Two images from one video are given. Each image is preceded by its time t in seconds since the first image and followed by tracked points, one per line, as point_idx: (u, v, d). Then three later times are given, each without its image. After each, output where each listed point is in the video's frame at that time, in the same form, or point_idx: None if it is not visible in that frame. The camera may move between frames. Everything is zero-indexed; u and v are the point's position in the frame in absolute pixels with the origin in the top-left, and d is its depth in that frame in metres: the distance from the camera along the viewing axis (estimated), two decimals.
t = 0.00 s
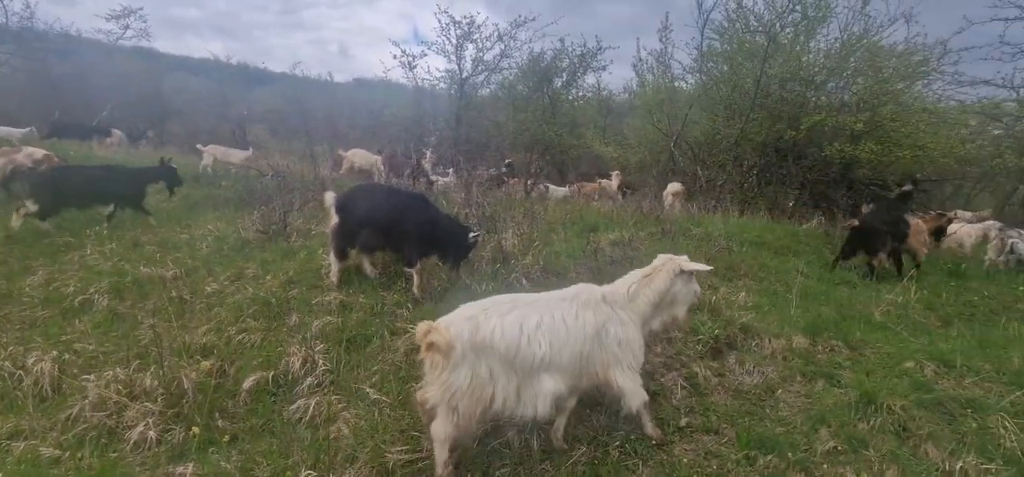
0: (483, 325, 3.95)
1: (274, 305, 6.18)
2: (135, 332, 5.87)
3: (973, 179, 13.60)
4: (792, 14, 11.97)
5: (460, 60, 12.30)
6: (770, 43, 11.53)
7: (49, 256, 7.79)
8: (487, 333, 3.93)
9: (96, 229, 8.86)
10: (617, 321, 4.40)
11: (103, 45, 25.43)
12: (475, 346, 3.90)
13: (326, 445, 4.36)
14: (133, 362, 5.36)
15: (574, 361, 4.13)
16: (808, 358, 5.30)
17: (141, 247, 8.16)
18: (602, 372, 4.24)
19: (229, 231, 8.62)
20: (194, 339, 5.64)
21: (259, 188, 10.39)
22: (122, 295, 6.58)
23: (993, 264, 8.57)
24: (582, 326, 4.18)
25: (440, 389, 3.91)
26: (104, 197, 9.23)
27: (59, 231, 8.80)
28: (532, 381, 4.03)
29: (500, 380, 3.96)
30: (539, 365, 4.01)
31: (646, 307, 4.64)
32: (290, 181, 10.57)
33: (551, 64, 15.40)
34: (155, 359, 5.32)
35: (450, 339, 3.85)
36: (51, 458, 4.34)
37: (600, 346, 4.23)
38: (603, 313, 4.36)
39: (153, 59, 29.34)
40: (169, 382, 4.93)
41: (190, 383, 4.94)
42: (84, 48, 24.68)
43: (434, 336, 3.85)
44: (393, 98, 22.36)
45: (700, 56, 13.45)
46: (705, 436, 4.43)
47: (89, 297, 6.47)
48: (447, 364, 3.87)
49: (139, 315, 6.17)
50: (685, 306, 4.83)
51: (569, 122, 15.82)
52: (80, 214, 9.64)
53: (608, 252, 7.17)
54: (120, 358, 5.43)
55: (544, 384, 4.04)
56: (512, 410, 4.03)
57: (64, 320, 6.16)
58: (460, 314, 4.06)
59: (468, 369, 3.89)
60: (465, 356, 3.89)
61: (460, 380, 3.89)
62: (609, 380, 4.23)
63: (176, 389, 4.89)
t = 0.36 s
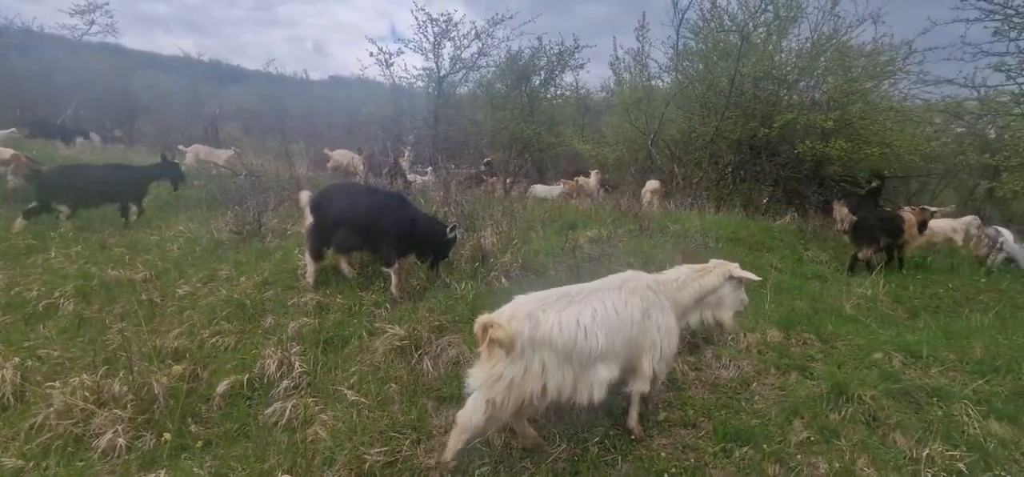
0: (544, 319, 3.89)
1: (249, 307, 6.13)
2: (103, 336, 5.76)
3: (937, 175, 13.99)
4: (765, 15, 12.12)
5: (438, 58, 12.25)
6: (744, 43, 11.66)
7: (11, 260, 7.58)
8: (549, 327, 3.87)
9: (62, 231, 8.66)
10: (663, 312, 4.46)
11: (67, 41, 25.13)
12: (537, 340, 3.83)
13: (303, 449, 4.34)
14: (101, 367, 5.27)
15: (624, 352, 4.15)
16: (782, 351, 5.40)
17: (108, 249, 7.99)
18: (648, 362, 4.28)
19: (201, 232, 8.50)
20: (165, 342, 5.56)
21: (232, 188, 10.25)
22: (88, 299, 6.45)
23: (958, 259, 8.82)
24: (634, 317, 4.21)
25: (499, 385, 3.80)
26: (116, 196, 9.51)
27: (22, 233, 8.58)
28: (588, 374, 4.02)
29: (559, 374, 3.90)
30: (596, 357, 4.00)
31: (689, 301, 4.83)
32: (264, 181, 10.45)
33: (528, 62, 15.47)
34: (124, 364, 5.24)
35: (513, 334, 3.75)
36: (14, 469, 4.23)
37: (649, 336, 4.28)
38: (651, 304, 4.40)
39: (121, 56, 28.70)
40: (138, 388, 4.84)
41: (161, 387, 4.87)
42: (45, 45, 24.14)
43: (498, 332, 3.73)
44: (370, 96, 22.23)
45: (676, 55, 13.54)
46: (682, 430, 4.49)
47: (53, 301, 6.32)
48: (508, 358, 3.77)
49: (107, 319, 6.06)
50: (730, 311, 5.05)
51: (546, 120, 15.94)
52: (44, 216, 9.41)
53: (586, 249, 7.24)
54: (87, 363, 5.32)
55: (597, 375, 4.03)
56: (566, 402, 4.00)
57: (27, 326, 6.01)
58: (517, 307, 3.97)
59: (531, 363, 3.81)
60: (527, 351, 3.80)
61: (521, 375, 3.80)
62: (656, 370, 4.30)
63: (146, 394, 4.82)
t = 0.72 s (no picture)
0: (592, 297, 4.15)
1: (226, 309, 6.07)
2: (73, 340, 5.65)
3: (909, 171, 14.27)
4: (741, 13, 12.23)
5: (418, 55, 12.18)
6: (721, 40, 11.72)
7: None
8: (597, 304, 4.13)
9: (31, 232, 8.48)
10: (700, 295, 4.70)
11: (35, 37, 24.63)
12: (586, 316, 4.09)
13: (281, 452, 4.31)
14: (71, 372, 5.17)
15: (660, 332, 4.39)
16: (760, 345, 5.47)
17: (78, 250, 7.84)
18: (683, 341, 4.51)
19: (175, 233, 8.39)
20: (137, 347, 5.49)
21: (207, 187, 10.12)
22: (57, 302, 6.33)
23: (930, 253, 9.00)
24: (670, 298, 4.44)
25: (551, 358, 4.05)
26: (121, 196, 9.59)
27: None
28: (631, 350, 4.27)
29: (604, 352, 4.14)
30: (639, 334, 4.26)
31: (718, 287, 4.78)
32: (239, 180, 10.33)
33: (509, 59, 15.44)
34: (95, 369, 5.14)
35: (564, 310, 4.01)
36: None
37: (687, 317, 4.52)
38: (688, 287, 4.64)
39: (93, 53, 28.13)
40: (108, 393, 4.76)
41: (133, 392, 4.80)
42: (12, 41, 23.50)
43: (552, 307, 4.00)
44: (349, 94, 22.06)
45: (655, 53, 13.59)
46: (662, 424, 4.53)
47: (20, 305, 6.19)
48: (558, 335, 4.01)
49: (75, 322, 5.95)
50: (751, 287, 4.99)
51: (525, 117, 15.93)
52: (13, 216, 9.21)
53: (567, 247, 7.24)
54: (56, 368, 5.22)
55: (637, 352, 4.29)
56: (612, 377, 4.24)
57: None
58: (567, 287, 4.24)
59: (582, 339, 4.03)
60: (579, 326, 4.05)
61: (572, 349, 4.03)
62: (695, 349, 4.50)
63: (118, 399, 4.75)
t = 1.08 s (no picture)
0: (633, 276, 4.43)
1: (204, 310, 6.00)
2: (44, 342, 5.55)
3: (884, 166, 14.50)
4: (721, 11, 12.33)
5: (399, 53, 12.13)
6: (702, 38, 11.81)
7: None
8: (638, 282, 4.42)
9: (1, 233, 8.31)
10: (731, 274, 4.98)
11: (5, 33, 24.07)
12: (628, 294, 4.36)
13: (261, 455, 4.27)
14: (43, 376, 5.06)
15: (702, 307, 4.67)
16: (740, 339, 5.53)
17: (50, 251, 7.71)
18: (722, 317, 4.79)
19: (151, 234, 8.28)
20: (112, 350, 5.42)
21: (184, 186, 9.99)
22: (27, 305, 6.22)
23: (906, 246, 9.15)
24: (706, 277, 4.75)
25: (596, 333, 4.32)
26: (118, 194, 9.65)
27: None
28: (671, 326, 4.53)
29: (648, 323, 4.42)
30: (679, 310, 4.53)
31: (743, 263, 5.22)
32: (216, 179, 10.21)
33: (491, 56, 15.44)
34: (68, 374, 5.05)
35: (608, 286, 4.31)
36: None
37: (721, 295, 4.79)
38: (719, 267, 4.93)
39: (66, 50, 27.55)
40: (81, 398, 4.68)
41: (107, 396, 4.72)
42: None
43: (596, 285, 4.29)
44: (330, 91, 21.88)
45: (637, 50, 13.63)
46: (646, 418, 4.56)
47: None
48: (604, 308, 4.30)
49: (47, 325, 5.85)
50: (764, 267, 5.43)
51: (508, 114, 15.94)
52: None
53: (549, 243, 7.26)
54: (26, 372, 5.11)
55: (682, 326, 4.55)
56: (654, 351, 4.50)
57: None
58: (608, 268, 4.54)
59: (626, 312, 4.32)
60: (620, 303, 4.32)
61: (613, 326, 4.30)
62: (729, 325, 4.79)
63: (91, 403, 4.67)
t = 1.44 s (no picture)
0: (675, 267, 4.61)
1: (186, 310, 5.94)
2: (21, 345, 5.47)
3: (867, 162, 14.65)
4: (705, 8, 12.38)
5: (384, 49, 12.06)
6: (687, 35, 11.86)
7: None
8: (678, 276, 4.59)
9: None
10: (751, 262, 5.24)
11: None
12: (669, 287, 4.53)
13: (246, 456, 4.26)
14: (20, 379, 4.99)
15: (730, 295, 4.92)
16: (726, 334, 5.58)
17: (26, 252, 7.59)
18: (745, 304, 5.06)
19: (131, 234, 8.18)
20: (92, 352, 5.36)
21: (165, 185, 9.89)
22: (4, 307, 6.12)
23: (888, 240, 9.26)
24: (733, 266, 4.99)
25: (641, 323, 4.48)
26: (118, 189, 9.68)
27: None
28: (706, 313, 4.75)
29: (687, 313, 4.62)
30: (713, 299, 4.74)
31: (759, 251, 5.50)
32: (198, 178, 10.11)
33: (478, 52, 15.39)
34: (47, 377, 4.98)
35: (653, 279, 4.46)
36: None
37: (746, 284, 5.05)
38: (742, 256, 5.18)
39: (42, 46, 27.06)
40: (59, 402, 4.61)
41: (87, 399, 4.67)
42: None
43: (643, 280, 4.42)
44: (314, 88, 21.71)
45: (622, 46, 13.65)
46: (632, 414, 4.58)
47: None
48: (650, 301, 4.45)
49: (24, 327, 5.77)
50: (776, 254, 5.73)
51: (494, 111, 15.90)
52: None
53: (535, 240, 7.25)
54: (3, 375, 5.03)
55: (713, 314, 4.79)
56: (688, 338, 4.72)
57: None
58: (648, 260, 4.69)
59: (667, 304, 4.50)
60: (663, 295, 4.49)
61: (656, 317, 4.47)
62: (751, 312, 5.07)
63: (70, 407, 4.61)
